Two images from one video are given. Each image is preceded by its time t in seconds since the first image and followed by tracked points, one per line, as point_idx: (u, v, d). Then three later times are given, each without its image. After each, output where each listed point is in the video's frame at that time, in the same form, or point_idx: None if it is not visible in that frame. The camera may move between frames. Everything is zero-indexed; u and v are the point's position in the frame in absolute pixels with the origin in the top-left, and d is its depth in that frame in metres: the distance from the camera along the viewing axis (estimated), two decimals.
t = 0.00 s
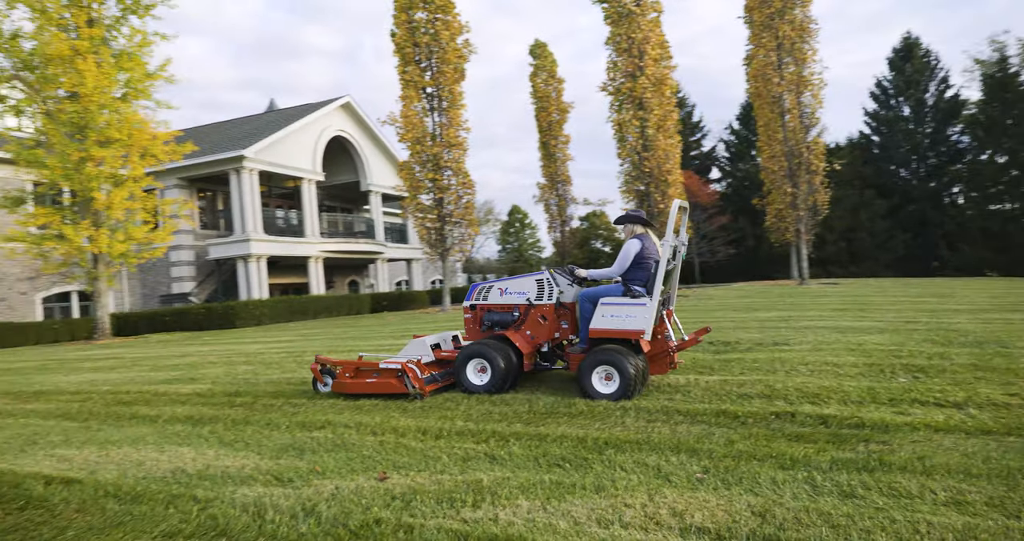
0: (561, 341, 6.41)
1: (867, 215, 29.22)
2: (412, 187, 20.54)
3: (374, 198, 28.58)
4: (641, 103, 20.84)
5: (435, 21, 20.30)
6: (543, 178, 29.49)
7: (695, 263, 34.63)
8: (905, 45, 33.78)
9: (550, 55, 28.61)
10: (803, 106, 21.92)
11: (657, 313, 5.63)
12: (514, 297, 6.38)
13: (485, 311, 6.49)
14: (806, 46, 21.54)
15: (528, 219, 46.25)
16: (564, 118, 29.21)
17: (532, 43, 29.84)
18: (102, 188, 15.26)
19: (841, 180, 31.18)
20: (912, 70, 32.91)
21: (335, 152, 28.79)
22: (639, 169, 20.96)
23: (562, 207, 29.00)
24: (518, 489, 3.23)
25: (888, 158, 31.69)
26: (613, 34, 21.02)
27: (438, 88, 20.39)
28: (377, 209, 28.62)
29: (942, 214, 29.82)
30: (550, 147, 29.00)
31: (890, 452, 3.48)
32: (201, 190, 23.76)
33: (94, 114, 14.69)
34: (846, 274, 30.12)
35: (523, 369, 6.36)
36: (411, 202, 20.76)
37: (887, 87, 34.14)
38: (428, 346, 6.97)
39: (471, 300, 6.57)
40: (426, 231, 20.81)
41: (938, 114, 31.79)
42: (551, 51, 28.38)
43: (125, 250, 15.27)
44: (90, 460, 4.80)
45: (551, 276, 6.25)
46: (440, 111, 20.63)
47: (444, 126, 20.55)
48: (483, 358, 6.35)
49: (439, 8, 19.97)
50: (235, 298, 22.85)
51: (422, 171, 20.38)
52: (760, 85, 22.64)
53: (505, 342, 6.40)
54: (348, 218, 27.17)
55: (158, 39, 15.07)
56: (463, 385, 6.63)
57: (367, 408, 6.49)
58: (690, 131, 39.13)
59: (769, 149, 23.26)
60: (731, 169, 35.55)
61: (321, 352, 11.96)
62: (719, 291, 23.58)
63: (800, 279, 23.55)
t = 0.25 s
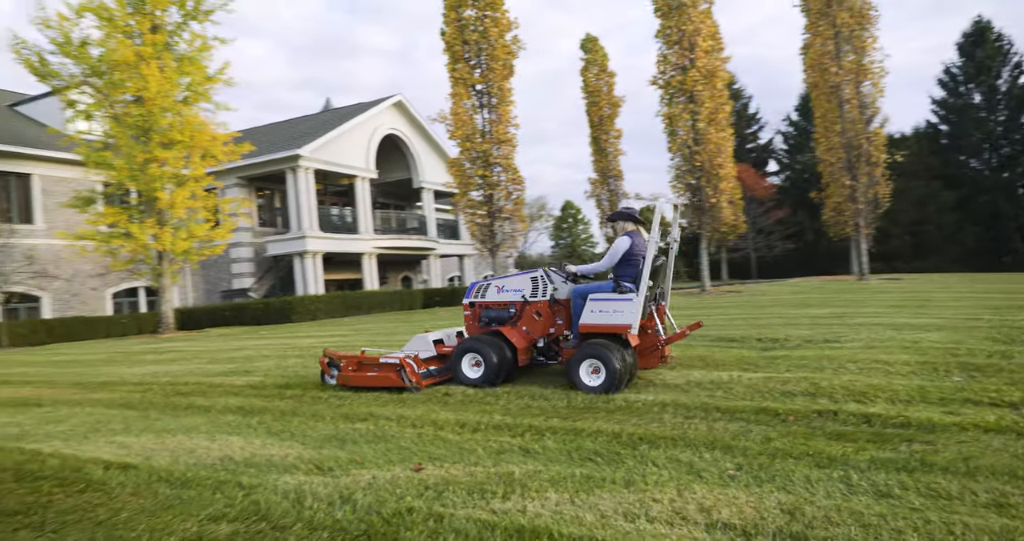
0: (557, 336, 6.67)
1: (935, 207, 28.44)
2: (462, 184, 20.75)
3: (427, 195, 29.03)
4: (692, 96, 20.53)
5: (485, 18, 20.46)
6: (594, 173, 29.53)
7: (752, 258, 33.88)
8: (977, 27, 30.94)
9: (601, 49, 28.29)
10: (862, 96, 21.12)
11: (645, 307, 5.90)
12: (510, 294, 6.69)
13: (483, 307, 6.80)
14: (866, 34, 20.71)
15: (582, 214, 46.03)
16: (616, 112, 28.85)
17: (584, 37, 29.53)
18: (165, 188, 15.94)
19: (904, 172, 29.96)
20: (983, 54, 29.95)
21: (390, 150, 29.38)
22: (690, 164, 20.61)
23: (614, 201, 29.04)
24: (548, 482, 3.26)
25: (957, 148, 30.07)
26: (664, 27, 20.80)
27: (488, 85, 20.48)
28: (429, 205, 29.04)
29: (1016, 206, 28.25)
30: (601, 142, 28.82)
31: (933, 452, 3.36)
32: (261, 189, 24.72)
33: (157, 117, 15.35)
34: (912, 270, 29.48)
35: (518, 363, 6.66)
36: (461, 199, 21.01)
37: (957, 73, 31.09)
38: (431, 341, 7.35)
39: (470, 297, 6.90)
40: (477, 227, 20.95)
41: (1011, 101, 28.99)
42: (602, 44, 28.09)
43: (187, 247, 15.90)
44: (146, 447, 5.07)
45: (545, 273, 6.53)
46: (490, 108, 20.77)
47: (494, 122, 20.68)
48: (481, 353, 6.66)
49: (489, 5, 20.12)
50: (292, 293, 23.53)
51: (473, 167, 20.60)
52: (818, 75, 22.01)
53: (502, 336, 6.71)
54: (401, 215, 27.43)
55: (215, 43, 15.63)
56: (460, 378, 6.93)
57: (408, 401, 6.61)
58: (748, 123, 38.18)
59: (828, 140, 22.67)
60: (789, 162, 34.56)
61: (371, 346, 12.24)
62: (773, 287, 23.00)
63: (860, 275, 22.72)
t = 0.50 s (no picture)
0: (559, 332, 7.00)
1: (1014, 198, 26.38)
2: (517, 180, 20.85)
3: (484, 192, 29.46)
4: (750, 88, 20.07)
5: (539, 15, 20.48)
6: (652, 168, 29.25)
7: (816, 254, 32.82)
8: None
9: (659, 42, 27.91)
10: (933, 84, 20.19)
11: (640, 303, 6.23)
12: (514, 292, 7.01)
13: (490, 305, 7.13)
14: (938, 19, 19.79)
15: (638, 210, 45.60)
16: (674, 106, 28.49)
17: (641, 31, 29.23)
18: (231, 188, 16.61)
19: (981, 162, 28.47)
20: None
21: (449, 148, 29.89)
22: (749, 157, 20.21)
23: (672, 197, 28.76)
24: (583, 475, 3.29)
25: None
26: (721, 18, 20.42)
27: (543, 81, 20.53)
28: (486, 201, 29.38)
29: None
30: (660, 136, 28.53)
31: (986, 454, 3.24)
32: (321, 187, 25.45)
33: (223, 120, 16.01)
34: (989, 266, 27.96)
35: (522, 358, 6.98)
36: (515, 195, 21.13)
37: None
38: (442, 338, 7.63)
39: (477, 296, 7.22)
40: (532, 223, 21.06)
41: None
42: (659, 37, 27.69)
43: (251, 244, 16.52)
44: (206, 434, 5.35)
45: (547, 272, 6.84)
46: (545, 104, 20.79)
47: (549, 119, 20.70)
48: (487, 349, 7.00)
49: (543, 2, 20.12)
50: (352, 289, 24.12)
51: (529, 163, 20.66)
52: (885, 63, 21.18)
53: (506, 333, 7.02)
54: (458, 212, 27.65)
55: (276, 47, 16.20)
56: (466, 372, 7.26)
57: (455, 395, 6.68)
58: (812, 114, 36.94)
59: (896, 131, 21.82)
60: (856, 154, 33.28)
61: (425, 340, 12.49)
62: (836, 284, 22.23)
63: (929, 271, 21.73)
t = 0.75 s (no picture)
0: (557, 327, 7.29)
1: None
2: (562, 176, 20.97)
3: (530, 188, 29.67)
4: (801, 80, 19.60)
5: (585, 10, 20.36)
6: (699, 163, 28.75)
7: (873, 249, 31.75)
8: None
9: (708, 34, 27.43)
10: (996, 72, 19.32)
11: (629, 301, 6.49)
12: (514, 289, 7.33)
13: (490, 302, 7.45)
14: (1001, 3, 18.92)
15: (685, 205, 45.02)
16: (724, 99, 28.01)
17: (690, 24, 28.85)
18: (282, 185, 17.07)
19: None
20: None
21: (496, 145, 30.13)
22: (798, 150, 19.77)
23: (720, 192, 28.15)
24: (610, 469, 3.31)
25: None
26: (771, 8, 19.99)
27: (588, 76, 20.49)
28: (532, 197, 29.56)
29: None
30: (708, 130, 28.08)
31: None
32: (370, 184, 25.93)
33: (274, 120, 16.44)
34: None
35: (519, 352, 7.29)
36: (560, 191, 21.22)
37: None
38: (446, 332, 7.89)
39: (479, 292, 7.56)
40: (576, 218, 21.19)
41: None
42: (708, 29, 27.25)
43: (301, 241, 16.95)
44: (248, 424, 5.55)
45: (545, 269, 7.15)
46: (590, 100, 20.73)
47: (594, 114, 20.63)
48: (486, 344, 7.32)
49: None
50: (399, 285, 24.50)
51: (574, 159, 20.64)
52: (943, 51, 20.38)
53: (505, 328, 7.33)
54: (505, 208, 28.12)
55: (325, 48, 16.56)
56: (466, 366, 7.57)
57: (491, 389, 6.71)
58: (869, 105, 35.70)
59: (955, 121, 21.02)
60: (916, 145, 32.04)
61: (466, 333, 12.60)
62: (890, 280, 21.47)
63: (990, 267, 20.81)
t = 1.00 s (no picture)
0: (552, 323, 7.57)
1: None
2: (602, 171, 20.96)
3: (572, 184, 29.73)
4: (847, 71, 19.12)
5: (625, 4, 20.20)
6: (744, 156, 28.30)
7: (927, 244, 30.65)
8: None
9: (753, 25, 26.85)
10: None
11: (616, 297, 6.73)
12: (511, 287, 7.63)
13: (489, 298, 7.75)
14: None
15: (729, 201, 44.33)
16: (769, 92, 27.39)
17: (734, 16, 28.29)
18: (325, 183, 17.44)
19: None
20: None
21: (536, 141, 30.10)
22: (843, 143, 19.32)
23: (765, 186, 27.76)
24: (633, 463, 3.34)
25: None
26: None
27: (628, 71, 20.34)
28: (574, 194, 29.55)
29: None
30: (753, 124, 27.58)
31: None
32: (412, 182, 26.26)
33: (318, 119, 16.76)
34: None
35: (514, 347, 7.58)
36: (599, 186, 21.27)
37: None
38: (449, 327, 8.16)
39: (479, 289, 7.87)
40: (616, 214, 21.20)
41: None
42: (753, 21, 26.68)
43: (343, 238, 17.27)
44: (285, 415, 5.72)
45: (541, 267, 7.42)
46: (630, 95, 20.63)
47: (634, 109, 20.49)
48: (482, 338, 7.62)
49: None
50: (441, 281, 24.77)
51: (613, 154, 20.73)
52: (998, 39, 19.60)
53: (502, 323, 7.63)
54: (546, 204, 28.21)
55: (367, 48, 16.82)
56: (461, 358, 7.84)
57: (523, 384, 6.73)
58: (923, 95, 34.43)
59: (1012, 111, 20.20)
60: (973, 136, 30.77)
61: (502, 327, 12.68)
62: (942, 276, 20.72)
63: None
